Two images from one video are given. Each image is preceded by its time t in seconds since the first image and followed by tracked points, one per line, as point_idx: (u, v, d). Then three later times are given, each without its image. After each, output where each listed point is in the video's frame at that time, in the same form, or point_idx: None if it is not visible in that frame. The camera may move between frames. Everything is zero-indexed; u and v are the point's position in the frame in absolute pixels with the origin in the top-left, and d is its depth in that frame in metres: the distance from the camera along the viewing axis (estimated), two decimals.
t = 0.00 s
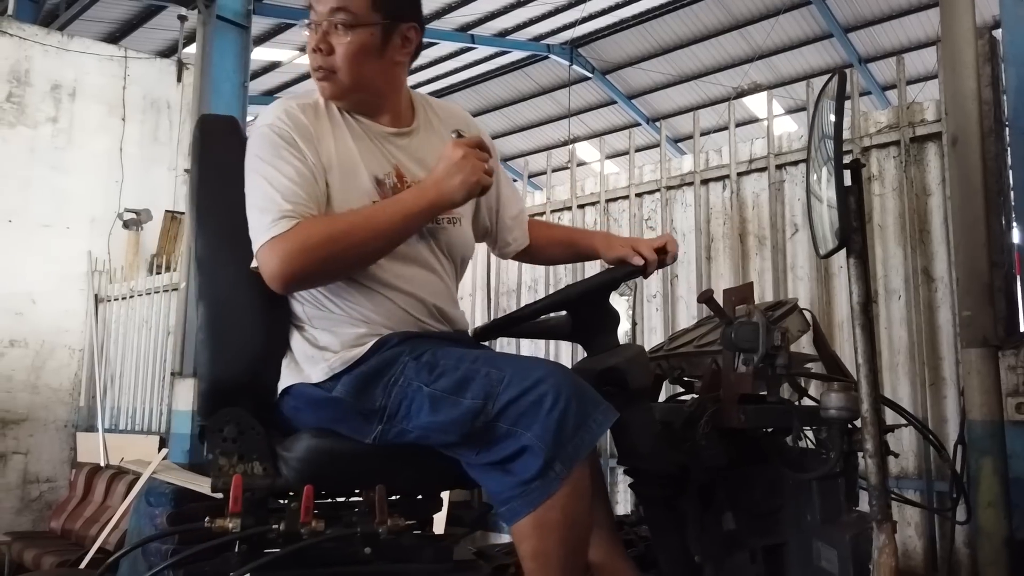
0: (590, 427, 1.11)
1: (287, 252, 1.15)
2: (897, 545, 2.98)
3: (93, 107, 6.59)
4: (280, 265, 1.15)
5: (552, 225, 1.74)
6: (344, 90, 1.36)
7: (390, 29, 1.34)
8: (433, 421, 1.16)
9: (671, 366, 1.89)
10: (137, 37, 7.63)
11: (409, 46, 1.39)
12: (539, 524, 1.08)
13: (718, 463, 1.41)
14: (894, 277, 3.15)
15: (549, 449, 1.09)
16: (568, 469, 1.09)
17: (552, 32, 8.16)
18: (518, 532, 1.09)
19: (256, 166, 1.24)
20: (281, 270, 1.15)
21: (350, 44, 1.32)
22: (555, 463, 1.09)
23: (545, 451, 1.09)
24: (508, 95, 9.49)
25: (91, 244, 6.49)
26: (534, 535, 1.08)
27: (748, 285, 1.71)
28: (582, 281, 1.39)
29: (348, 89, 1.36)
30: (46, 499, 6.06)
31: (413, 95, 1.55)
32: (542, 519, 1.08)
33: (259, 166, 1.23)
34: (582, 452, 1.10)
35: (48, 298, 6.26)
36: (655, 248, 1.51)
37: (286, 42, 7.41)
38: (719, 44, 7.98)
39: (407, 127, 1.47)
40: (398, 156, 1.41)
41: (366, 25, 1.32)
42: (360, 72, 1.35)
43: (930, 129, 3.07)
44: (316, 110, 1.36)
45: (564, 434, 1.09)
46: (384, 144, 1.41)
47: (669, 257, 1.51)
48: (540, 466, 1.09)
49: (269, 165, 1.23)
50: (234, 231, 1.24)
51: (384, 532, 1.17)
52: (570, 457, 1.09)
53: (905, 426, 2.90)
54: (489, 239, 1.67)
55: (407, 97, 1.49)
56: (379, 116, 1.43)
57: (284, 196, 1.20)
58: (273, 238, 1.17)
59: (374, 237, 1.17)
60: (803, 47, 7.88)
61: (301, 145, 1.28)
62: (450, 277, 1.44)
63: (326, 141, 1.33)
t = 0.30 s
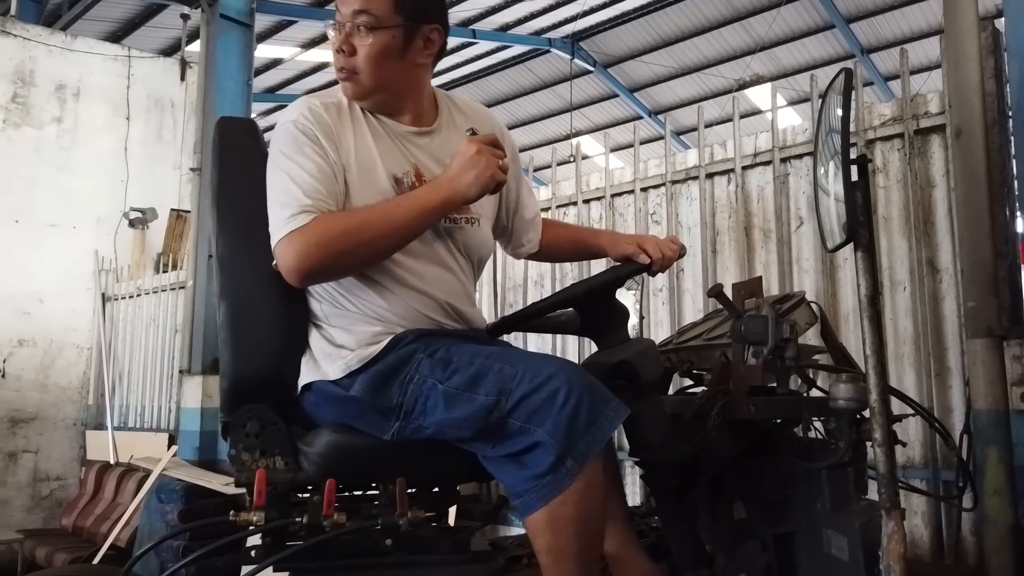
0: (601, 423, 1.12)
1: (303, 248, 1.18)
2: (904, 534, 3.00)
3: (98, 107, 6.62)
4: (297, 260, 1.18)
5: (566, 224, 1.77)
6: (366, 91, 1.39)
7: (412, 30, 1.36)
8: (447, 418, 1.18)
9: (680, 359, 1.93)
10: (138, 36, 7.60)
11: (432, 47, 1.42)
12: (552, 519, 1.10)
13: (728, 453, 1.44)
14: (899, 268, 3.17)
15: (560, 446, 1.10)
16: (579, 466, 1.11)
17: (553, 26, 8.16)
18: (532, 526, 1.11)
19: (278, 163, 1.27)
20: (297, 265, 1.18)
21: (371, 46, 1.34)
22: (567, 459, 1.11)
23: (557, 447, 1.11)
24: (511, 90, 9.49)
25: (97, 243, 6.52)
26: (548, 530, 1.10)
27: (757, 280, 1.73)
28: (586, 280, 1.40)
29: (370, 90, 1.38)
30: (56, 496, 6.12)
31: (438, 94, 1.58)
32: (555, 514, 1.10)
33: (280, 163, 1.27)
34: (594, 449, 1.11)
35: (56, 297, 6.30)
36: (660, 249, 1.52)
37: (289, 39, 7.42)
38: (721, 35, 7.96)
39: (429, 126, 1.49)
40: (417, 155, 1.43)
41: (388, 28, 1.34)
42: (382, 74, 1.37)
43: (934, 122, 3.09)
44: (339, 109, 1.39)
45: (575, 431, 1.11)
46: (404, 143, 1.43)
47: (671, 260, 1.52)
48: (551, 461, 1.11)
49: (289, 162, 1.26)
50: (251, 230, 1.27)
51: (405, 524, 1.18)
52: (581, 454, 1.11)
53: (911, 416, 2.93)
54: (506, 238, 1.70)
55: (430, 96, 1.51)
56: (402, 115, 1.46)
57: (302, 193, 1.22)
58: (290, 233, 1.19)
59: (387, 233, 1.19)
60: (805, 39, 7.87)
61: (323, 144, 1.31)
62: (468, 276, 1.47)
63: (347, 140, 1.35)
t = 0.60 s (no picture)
0: (602, 423, 1.14)
1: (304, 247, 1.20)
2: (904, 525, 3.03)
3: (98, 107, 6.64)
4: (298, 260, 1.20)
5: (568, 224, 1.79)
6: (372, 91, 1.41)
7: (417, 30, 1.38)
8: (452, 417, 1.21)
9: (682, 354, 1.96)
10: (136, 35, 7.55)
11: (438, 45, 1.43)
12: (555, 518, 1.12)
13: (731, 447, 1.48)
14: (897, 261, 3.19)
15: (562, 445, 1.13)
16: (580, 465, 1.13)
17: (551, 21, 8.16)
18: (535, 525, 1.14)
19: (283, 164, 1.29)
20: (299, 264, 1.20)
21: (376, 47, 1.36)
22: (568, 458, 1.13)
23: (558, 447, 1.13)
24: (509, 86, 9.49)
25: (98, 243, 6.54)
26: (551, 529, 1.12)
27: (756, 275, 1.75)
28: (587, 279, 1.42)
29: (376, 90, 1.40)
30: (61, 496, 6.14)
31: (446, 92, 1.59)
32: (558, 513, 1.12)
33: (285, 163, 1.29)
34: (595, 449, 1.13)
35: (58, 298, 6.32)
36: (660, 247, 1.54)
37: (287, 37, 7.42)
38: (718, 29, 7.96)
39: (436, 124, 1.51)
40: (423, 154, 1.45)
41: (393, 27, 1.35)
42: (388, 74, 1.39)
43: (931, 115, 3.10)
44: (345, 109, 1.41)
45: (576, 430, 1.13)
46: (410, 142, 1.45)
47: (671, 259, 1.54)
48: (553, 460, 1.13)
49: (293, 163, 1.28)
50: (259, 232, 1.30)
51: (413, 520, 1.22)
52: (582, 454, 1.13)
53: (910, 408, 2.95)
54: (512, 236, 1.72)
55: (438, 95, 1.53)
56: (409, 114, 1.47)
57: (304, 194, 1.24)
58: (292, 233, 1.22)
59: (386, 230, 1.20)
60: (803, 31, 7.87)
61: (328, 144, 1.33)
62: (474, 274, 1.49)
63: (352, 140, 1.37)
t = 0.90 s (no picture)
0: (592, 420, 1.14)
1: (287, 246, 1.20)
2: (895, 516, 3.06)
3: (87, 107, 6.61)
4: (282, 259, 1.21)
5: (560, 223, 1.79)
6: (356, 89, 1.41)
7: (400, 26, 1.37)
8: (443, 415, 1.21)
9: (673, 350, 1.97)
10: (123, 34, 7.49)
11: (421, 41, 1.43)
12: (547, 516, 1.13)
13: (723, 440, 1.49)
14: (886, 255, 3.21)
15: (551, 443, 1.13)
16: (569, 462, 1.13)
17: (541, 17, 8.15)
18: (527, 521, 1.14)
19: (266, 164, 1.29)
20: (283, 263, 1.21)
21: (359, 45, 1.35)
22: (557, 455, 1.13)
23: (548, 444, 1.13)
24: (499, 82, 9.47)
25: (88, 243, 6.51)
26: (543, 527, 1.13)
27: (745, 271, 1.76)
28: (579, 275, 1.42)
29: (360, 87, 1.40)
30: (53, 498, 6.12)
31: (432, 89, 1.59)
32: (549, 511, 1.13)
33: (268, 163, 1.29)
34: (585, 445, 1.13)
35: (48, 298, 6.29)
36: (651, 245, 1.55)
37: (276, 34, 7.39)
38: (708, 23, 7.97)
39: (421, 121, 1.51)
40: (409, 152, 1.45)
41: (376, 25, 1.35)
42: (371, 72, 1.39)
43: (919, 109, 3.12)
44: (329, 109, 1.41)
45: (565, 428, 1.13)
46: (395, 140, 1.45)
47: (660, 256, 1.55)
48: (543, 457, 1.14)
49: (277, 162, 1.28)
50: (249, 232, 1.30)
51: (406, 518, 1.22)
52: (572, 451, 1.13)
53: (900, 401, 2.97)
54: (503, 232, 1.73)
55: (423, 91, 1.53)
56: (394, 112, 1.47)
57: (287, 193, 1.25)
58: (276, 232, 1.22)
59: (367, 225, 1.20)
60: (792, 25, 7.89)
61: (311, 143, 1.33)
62: (464, 270, 1.49)
63: (336, 139, 1.38)
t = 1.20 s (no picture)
0: (578, 420, 1.16)
1: (269, 246, 1.21)
2: (881, 511, 3.10)
3: (74, 109, 6.59)
4: (264, 260, 1.22)
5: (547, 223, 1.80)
6: (336, 91, 1.42)
7: (377, 28, 1.39)
8: (431, 416, 1.22)
9: (659, 349, 1.99)
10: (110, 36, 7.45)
11: (399, 42, 1.44)
12: (534, 515, 1.14)
13: (708, 438, 1.50)
14: (871, 253, 3.25)
15: (538, 442, 1.15)
16: (556, 461, 1.15)
17: (530, 17, 8.15)
18: (515, 519, 1.16)
19: (248, 167, 1.31)
20: (265, 264, 1.22)
21: (337, 47, 1.37)
22: (544, 455, 1.15)
23: (535, 444, 1.15)
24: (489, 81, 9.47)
25: (77, 245, 6.49)
26: (530, 525, 1.14)
27: (729, 270, 1.78)
28: (566, 276, 1.43)
29: (340, 89, 1.41)
30: (44, 501, 6.09)
31: (411, 92, 1.61)
32: (536, 510, 1.15)
33: (249, 166, 1.30)
34: (571, 445, 1.15)
35: (37, 301, 6.26)
36: (636, 245, 1.57)
37: (265, 35, 7.37)
38: (696, 23, 8.00)
39: (401, 122, 1.52)
40: (391, 153, 1.46)
41: (353, 26, 1.36)
42: (350, 73, 1.40)
43: (903, 109, 3.15)
44: (309, 112, 1.42)
45: (552, 428, 1.15)
46: (375, 141, 1.46)
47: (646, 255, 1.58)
48: (530, 456, 1.15)
49: (259, 165, 1.30)
50: (235, 236, 1.32)
51: (394, 519, 1.23)
52: (558, 450, 1.15)
53: (884, 400, 3.01)
54: (487, 232, 1.74)
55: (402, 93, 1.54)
56: (374, 114, 1.49)
57: (269, 195, 1.26)
58: (258, 233, 1.23)
59: (348, 223, 1.21)
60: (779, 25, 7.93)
61: (292, 145, 1.35)
62: (448, 270, 1.50)
63: (317, 143, 1.39)
